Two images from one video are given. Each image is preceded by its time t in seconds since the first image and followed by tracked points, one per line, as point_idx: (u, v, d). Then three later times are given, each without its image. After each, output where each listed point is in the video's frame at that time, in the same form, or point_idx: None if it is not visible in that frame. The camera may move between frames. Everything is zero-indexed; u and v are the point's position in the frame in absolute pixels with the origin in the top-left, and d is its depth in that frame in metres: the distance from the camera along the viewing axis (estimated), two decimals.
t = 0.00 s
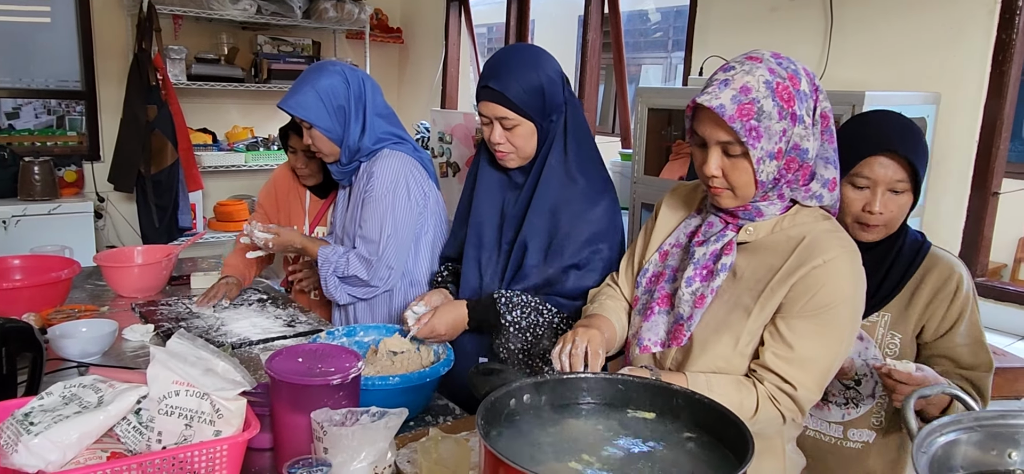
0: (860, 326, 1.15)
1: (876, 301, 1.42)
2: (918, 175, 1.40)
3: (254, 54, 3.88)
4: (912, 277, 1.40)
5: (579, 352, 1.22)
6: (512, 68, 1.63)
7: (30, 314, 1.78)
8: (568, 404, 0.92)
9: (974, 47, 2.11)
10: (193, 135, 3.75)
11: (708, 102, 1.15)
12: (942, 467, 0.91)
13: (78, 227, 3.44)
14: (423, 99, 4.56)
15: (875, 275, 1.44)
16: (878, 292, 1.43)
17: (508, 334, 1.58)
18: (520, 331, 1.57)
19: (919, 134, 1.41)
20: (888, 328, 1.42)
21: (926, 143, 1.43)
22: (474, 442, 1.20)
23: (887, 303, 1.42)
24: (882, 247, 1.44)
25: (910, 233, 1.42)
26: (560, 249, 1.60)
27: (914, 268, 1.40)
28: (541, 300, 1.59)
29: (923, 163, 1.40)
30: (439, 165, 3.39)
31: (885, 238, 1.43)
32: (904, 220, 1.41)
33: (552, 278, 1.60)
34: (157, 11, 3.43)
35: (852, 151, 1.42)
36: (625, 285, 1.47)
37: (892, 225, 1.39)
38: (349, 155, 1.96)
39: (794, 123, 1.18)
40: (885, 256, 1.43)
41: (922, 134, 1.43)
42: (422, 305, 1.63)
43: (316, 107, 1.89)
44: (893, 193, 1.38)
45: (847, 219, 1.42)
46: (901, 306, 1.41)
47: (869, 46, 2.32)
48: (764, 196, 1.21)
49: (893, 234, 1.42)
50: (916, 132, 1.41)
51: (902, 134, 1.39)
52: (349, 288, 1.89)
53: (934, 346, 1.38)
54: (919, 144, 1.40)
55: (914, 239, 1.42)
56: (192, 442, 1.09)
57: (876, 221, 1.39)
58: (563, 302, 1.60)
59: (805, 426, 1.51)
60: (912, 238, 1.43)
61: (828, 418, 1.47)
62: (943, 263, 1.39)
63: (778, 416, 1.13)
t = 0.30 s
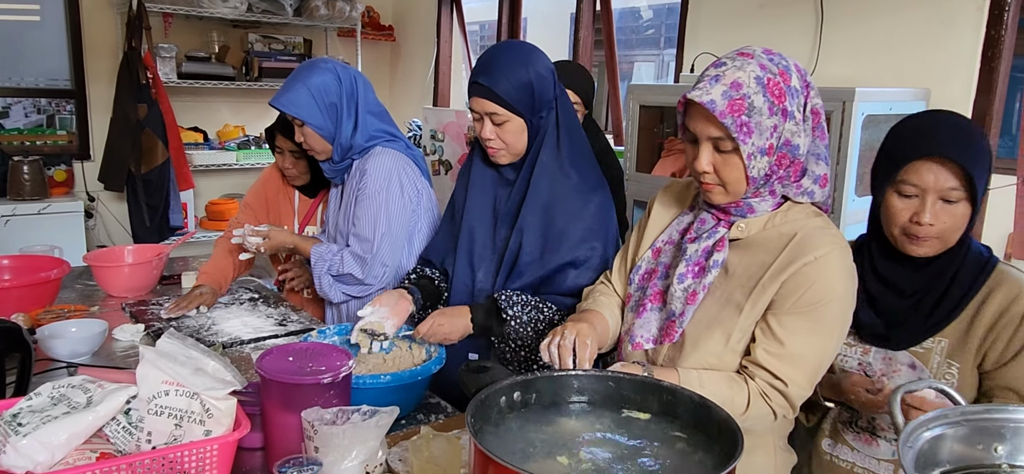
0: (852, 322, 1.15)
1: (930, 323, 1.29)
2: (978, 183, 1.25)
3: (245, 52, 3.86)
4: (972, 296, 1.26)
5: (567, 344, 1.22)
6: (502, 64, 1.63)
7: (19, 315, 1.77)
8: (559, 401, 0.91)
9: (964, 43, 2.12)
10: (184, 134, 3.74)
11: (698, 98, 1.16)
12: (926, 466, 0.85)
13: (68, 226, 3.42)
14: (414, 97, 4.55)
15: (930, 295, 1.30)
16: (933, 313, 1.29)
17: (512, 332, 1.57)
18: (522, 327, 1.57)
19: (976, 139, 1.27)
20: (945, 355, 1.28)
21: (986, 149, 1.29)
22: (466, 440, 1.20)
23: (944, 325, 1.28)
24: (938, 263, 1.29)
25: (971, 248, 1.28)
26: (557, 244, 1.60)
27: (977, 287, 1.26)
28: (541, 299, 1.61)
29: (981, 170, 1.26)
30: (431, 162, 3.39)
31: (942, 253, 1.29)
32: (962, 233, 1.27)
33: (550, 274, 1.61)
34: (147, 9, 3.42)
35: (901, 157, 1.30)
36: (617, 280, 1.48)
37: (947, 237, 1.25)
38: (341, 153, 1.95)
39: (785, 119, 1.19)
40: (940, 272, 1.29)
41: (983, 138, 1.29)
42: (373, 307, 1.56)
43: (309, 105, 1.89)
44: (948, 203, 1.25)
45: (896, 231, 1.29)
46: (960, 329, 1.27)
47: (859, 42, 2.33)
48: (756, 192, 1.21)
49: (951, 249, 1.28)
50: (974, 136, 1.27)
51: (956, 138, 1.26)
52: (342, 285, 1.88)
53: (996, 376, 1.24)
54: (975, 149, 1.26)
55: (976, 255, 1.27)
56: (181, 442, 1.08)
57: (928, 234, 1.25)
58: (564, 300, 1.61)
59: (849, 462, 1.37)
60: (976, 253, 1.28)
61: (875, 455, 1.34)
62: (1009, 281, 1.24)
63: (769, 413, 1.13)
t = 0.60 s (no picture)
0: (835, 316, 1.16)
1: (974, 338, 1.19)
2: None
3: (230, 51, 3.84)
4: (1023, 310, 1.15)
5: (548, 349, 1.21)
6: (491, 60, 1.62)
7: None
8: (543, 399, 0.92)
9: (946, 38, 2.13)
10: (169, 133, 3.70)
11: (679, 94, 1.16)
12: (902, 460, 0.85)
13: (52, 227, 3.38)
14: (401, 94, 4.54)
15: (976, 307, 1.19)
16: (977, 327, 1.19)
17: (512, 327, 1.58)
18: (521, 321, 1.57)
19: None
20: (990, 374, 1.19)
21: None
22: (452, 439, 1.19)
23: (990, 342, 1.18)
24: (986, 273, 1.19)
25: None
26: (551, 242, 1.60)
27: None
28: (537, 295, 1.61)
29: None
30: (419, 160, 3.38)
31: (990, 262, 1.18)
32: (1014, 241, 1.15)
33: (543, 271, 1.60)
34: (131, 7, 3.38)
35: (944, 157, 1.19)
36: (604, 278, 1.48)
37: (993, 243, 1.14)
38: (326, 151, 1.93)
39: (765, 114, 1.19)
40: (988, 282, 1.19)
41: None
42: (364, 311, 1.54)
43: (293, 103, 1.87)
44: (996, 208, 1.13)
45: (937, 236, 1.19)
46: (1008, 345, 1.18)
47: (843, 38, 2.34)
48: (739, 188, 1.22)
49: (1000, 258, 1.17)
50: None
51: (1007, 136, 1.14)
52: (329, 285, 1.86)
53: None
54: None
55: None
56: (164, 444, 1.07)
57: (971, 240, 1.15)
58: (556, 294, 1.62)
59: None
60: None
61: None
62: None
63: (752, 408, 1.13)
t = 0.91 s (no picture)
0: (808, 310, 1.16)
1: (944, 333, 1.20)
2: (1000, 183, 1.14)
3: (207, 49, 3.80)
4: (992, 307, 1.16)
5: (518, 345, 1.21)
6: (471, 57, 1.61)
7: None
8: (516, 399, 0.91)
9: (921, 35, 2.15)
10: (146, 133, 3.66)
11: (650, 90, 1.16)
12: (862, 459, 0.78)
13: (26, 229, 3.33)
14: (382, 93, 4.51)
15: (947, 303, 1.20)
16: (947, 322, 1.20)
17: (494, 325, 1.56)
18: (506, 320, 1.56)
19: (1002, 137, 1.16)
20: (957, 370, 1.19)
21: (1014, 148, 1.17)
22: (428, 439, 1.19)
23: (960, 337, 1.18)
24: (958, 269, 1.20)
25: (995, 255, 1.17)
26: (533, 241, 1.59)
27: (999, 296, 1.16)
28: (519, 293, 1.60)
29: (1006, 170, 1.15)
30: (399, 159, 3.36)
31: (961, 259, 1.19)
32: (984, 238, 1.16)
33: (525, 270, 1.60)
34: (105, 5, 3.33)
35: (912, 153, 1.20)
36: (582, 275, 1.47)
37: (962, 238, 1.15)
38: (303, 150, 1.91)
39: (735, 109, 1.19)
40: (958, 278, 1.20)
41: (1011, 134, 1.17)
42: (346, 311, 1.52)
43: (269, 101, 1.85)
44: (965, 203, 1.14)
45: (908, 231, 1.20)
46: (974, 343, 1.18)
47: (820, 35, 2.35)
48: (712, 183, 1.22)
49: (971, 254, 1.18)
50: (1000, 132, 1.16)
51: (976, 134, 1.15)
52: (307, 284, 1.85)
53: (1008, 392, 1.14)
54: (1000, 146, 1.15)
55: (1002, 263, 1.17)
56: (135, 450, 1.05)
57: (941, 234, 1.15)
58: (536, 292, 1.62)
59: None
60: (1003, 259, 1.17)
61: None
62: None
63: (727, 402, 1.14)
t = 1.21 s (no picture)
0: (772, 306, 1.17)
1: (888, 327, 1.21)
2: (942, 181, 1.16)
3: (177, 48, 3.74)
4: (937, 302, 1.17)
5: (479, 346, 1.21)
6: (440, 56, 1.60)
7: None
8: (482, 400, 0.91)
9: (887, 32, 2.17)
10: (114, 134, 3.59)
11: (615, 87, 1.16)
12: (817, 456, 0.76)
13: None
14: (356, 92, 4.48)
15: (893, 298, 1.22)
16: (892, 317, 1.22)
17: (464, 327, 1.55)
18: (475, 322, 1.55)
19: (945, 136, 1.18)
20: (899, 361, 1.22)
21: (957, 147, 1.19)
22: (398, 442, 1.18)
23: (904, 331, 1.20)
24: (905, 265, 1.21)
25: (941, 251, 1.18)
26: (503, 241, 1.59)
27: (943, 291, 1.17)
28: (489, 294, 1.60)
29: (948, 168, 1.17)
30: (373, 158, 3.34)
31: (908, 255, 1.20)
32: (928, 234, 1.18)
33: (496, 270, 1.60)
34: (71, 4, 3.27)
35: (857, 152, 1.21)
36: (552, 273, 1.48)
37: (905, 235, 1.17)
38: (271, 150, 1.89)
39: (700, 107, 1.19)
40: (905, 273, 1.21)
41: (952, 133, 1.18)
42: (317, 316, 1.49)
43: (236, 101, 1.82)
44: (906, 201, 1.16)
45: (855, 227, 1.21)
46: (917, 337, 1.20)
47: (789, 33, 2.37)
48: (678, 181, 1.22)
49: (917, 250, 1.20)
50: (942, 132, 1.18)
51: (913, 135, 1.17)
52: (277, 286, 1.82)
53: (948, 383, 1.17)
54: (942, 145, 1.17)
55: (948, 258, 1.18)
56: (97, 458, 1.03)
57: (884, 230, 1.17)
58: (507, 294, 1.61)
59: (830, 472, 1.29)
60: (951, 255, 1.18)
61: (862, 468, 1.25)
62: (980, 285, 1.15)
63: (694, 397, 1.15)
